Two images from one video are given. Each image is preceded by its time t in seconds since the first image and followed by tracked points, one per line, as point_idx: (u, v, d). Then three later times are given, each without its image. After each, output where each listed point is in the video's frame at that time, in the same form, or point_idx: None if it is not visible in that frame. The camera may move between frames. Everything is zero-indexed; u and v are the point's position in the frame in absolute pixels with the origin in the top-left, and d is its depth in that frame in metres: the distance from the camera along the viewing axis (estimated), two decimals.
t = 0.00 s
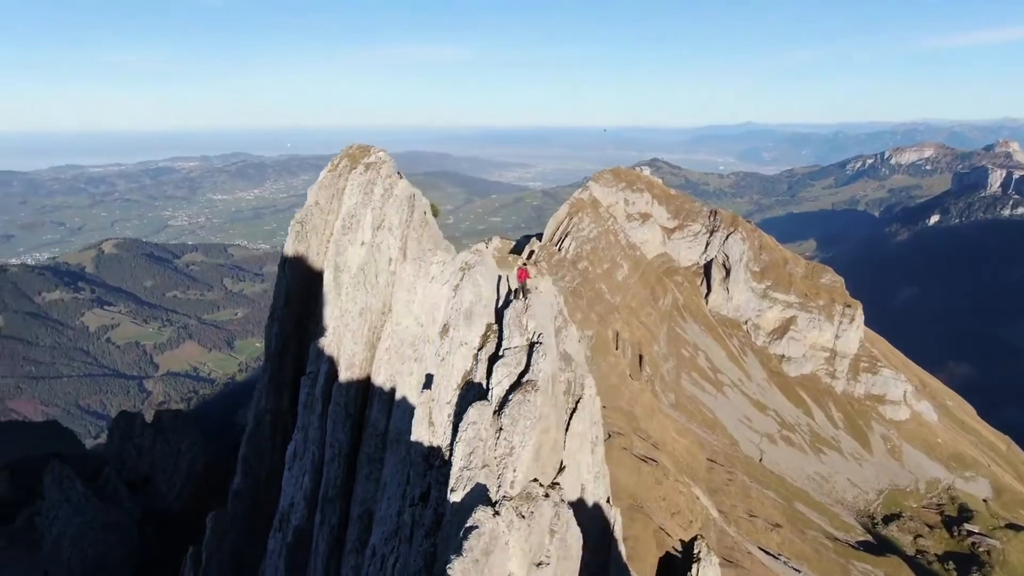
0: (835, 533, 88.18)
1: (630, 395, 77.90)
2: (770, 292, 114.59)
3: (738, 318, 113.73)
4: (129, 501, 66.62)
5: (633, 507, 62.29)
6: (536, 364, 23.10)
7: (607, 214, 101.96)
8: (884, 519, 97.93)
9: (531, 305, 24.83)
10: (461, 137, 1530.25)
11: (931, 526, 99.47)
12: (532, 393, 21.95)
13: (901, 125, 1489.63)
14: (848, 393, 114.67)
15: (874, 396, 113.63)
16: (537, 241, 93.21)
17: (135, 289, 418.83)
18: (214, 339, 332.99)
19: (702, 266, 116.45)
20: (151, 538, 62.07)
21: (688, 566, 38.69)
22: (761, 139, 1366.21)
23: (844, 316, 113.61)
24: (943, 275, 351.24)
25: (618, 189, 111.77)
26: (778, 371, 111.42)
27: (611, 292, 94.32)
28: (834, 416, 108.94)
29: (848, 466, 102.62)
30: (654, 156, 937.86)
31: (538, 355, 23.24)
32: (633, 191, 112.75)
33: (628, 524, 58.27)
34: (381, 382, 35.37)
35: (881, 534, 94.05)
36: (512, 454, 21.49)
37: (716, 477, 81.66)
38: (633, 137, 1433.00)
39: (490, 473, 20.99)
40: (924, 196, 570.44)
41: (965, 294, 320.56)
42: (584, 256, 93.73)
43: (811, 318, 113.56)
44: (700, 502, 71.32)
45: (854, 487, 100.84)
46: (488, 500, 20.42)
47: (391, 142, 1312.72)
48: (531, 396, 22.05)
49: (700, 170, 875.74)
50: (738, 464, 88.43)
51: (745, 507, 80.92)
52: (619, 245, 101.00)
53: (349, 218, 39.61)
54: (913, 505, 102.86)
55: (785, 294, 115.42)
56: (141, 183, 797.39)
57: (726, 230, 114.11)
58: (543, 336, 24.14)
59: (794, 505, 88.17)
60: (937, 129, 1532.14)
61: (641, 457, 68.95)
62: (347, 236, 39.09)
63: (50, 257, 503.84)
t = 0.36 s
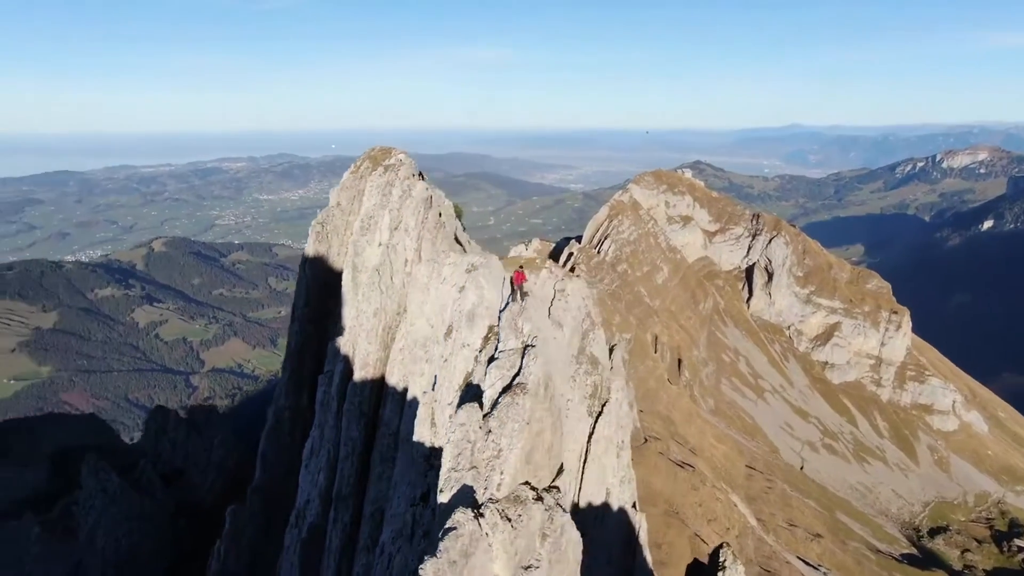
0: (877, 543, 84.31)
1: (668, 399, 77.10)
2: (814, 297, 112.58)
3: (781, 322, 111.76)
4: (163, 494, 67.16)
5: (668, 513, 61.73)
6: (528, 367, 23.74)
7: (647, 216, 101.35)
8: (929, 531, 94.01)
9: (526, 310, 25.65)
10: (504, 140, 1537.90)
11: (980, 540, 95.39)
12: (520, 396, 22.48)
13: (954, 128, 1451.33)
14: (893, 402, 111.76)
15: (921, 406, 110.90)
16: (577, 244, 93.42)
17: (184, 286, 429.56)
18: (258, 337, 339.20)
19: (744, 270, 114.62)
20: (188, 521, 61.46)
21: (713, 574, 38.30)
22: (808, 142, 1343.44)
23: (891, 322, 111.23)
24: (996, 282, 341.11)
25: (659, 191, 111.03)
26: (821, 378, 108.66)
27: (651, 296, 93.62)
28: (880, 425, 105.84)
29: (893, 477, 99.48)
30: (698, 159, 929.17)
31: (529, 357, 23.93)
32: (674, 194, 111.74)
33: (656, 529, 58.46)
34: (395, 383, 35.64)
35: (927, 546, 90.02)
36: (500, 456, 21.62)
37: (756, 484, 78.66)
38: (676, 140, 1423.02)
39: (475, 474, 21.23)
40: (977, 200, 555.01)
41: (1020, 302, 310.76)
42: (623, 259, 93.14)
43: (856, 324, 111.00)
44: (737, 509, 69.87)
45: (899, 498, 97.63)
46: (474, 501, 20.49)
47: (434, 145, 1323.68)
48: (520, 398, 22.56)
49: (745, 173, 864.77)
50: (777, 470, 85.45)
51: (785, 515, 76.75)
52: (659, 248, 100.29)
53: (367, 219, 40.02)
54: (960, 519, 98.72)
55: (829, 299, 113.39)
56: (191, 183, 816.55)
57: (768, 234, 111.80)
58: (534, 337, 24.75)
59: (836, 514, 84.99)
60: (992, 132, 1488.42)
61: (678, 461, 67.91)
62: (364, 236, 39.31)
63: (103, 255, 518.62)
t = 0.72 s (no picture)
0: (929, 556, 81.39)
1: (712, 403, 76.32)
2: (865, 301, 108.24)
3: (829, 328, 107.86)
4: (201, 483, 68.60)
5: (709, 518, 62.22)
6: (520, 365, 23.62)
7: (695, 219, 100.02)
8: (984, 545, 89.97)
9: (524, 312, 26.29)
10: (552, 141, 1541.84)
11: None
12: (512, 397, 22.37)
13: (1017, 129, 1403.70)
14: (948, 411, 107.65)
15: (977, 416, 106.84)
16: (620, 244, 88.55)
17: (235, 282, 439.44)
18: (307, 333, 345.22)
19: (793, 273, 110.24)
20: (223, 506, 61.99)
21: None
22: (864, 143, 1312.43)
23: (946, 330, 105.76)
24: None
25: (705, 192, 108.06)
26: (872, 386, 104.80)
27: (696, 298, 91.71)
28: (932, 435, 102.52)
29: (946, 489, 96.37)
30: (748, 160, 916.14)
31: (520, 357, 23.84)
32: (721, 195, 108.71)
33: (691, 532, 60.28)
34: (412, 380, 35.43)
35: (980, 561, 86.16)
36: (490, 453, 21.58)
37: (802, 491, 76.54)
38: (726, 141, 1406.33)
39: (468, 472, 21.22)
40: None
41: None
42: (669, 261, 91.74)
43: (908, 330, 106.48)
44: (782, 517, 68.84)
45: (952, 511, 94.46)
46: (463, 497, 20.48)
47: (482, 146, 1332.57)
48: (511, 399, 22.55)
49: (796, 175, 849.53)
50: (824, 479, 83.08)
51: (831, 524, 75.11)
52: (705, 249, 98.14)
53: (390, 219, 40.43)
54: (1017, 533, 94.62)
55: (881, 304, 108.46)
56: (244, 181, 834.39)
57: (818, 236, 107.20)
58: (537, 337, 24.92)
59: (884, 526, 81.99)
60: None
61: (721, 467, 67.62)
62: (388, 236, 39.72)
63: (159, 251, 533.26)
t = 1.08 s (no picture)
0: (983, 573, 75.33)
1: (760, 407, 75.86)
2: (921, 307, 101.23)
3: (883, 333, 102.10)
4: (240, 475, 70.00)
5: (752, 525, 61.81)
6: (514, 366, 23.65)
7: (745, 220, 96.60)
8: None
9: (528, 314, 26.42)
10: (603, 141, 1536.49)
11: None
12: (506, 398, 22.60)
13: None
14: (1008, 422, 99.59)
15: None
16: (668, 245, 87.87)
17: (287, 278, 448.49)
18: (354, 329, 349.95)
19: (845, 278, 104.64)
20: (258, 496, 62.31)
21: None
22: (925, 143, 1272.78)
23: (1007, 338, 97.95)
24: None
25: (755, 193, 105.18)
26: (926, 394, 97.67)
27: (744, 301, 88.51)
28: (992, 446, 95.40)
29: (1006, 503, 88.82)
30: (802, 160, 897.10)
31: (515, 357, 23.77)
32: (772, 196, 105.32)
33: (731, 537, 60.04)
34: (431, 379, 35.50)
35: None
36: (481, 458, 22.01)
37: (850, 500, 72.69)
38: (781, 140, 1380.36)
39: (459, 471, 22.00)
40: None
41: None
42: (717, 262, 90.13)
43: (966, 337, 99.24)
44: (830, 525, 67.41)
45: (1011, 525, 86.30)
46: (452, 497, 21.09)
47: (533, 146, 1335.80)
48: (506, 402, 22.68)
49: (852, 175, 828.69)
50: (875, 487, 78.03)
51: (880, 536, 70.71)
52: (755, 251, 94.22)
53: (414, 219, 40.93)
54: None
55: (938, 310, 101.00)
56: (298, 180, 851.20)
57: (873, 240, 101.86)
58: (535, 342, 25.48)
59: (937, 539, 76.34)
60: None
61: (767, 473, 66.32)
62: (412, 236, 40.35)
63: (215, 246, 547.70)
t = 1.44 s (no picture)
0: None
1: (806, 413, 72.66)
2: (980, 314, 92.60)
3: (939, 339, 93.15)
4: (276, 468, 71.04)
5: (795, 532, 60.59)
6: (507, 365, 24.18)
7: (796, 221, 90.21)
8: None
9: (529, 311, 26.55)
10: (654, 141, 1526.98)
11: None
12: (498, 397, 23.18)
13: None
14: None
15: None
16: (713, 246, 81.66)
17: (335, 276, 455.49)
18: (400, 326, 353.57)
19: (901, 282, 96.73)
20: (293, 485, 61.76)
21: None
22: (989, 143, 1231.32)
23: None
24: None
25: (806, 195, 98.10)
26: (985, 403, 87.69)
27: (794, 304, 83.20)
28: None
29: None
30: (858, 161, 876.01)
31: (509, 357, 24.29)
32: (824, 198, 97.69)
33: (774, 544, 59.15)
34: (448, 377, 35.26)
35: None
36: (472, 455, 22.68)
37: (901, 511, 68.69)
38: (836, 139, 1350.96)
39: (450, 469, 22.74)
40: None
41: None
42: (766, 265, 84.06)
43: None
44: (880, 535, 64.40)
45: None
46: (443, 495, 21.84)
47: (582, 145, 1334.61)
48: (499, 400, 23.27)
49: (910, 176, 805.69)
50: (928, 498, 73.14)
51: (932, 548, 67.00)
52: (807, 255, 87.29)
53: (438, 218, 41.35)
54: None
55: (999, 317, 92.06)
56: (348, 178, 863.75)
57: (929, 243, 93.79)
58: (533, 342, 25.66)
59: (994, 553, 71.05)
60: None
61: (813, 480, 64.67)
62: (434, 234, 40.78)
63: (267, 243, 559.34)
